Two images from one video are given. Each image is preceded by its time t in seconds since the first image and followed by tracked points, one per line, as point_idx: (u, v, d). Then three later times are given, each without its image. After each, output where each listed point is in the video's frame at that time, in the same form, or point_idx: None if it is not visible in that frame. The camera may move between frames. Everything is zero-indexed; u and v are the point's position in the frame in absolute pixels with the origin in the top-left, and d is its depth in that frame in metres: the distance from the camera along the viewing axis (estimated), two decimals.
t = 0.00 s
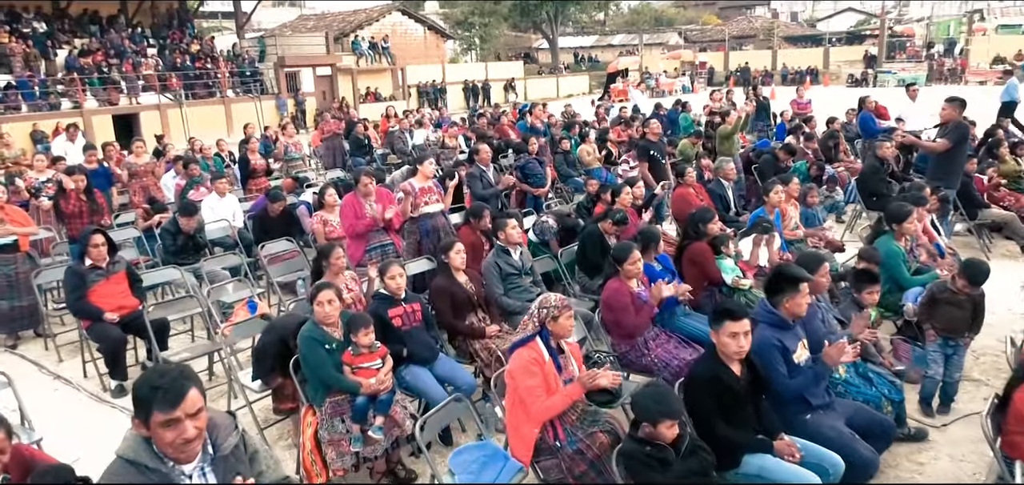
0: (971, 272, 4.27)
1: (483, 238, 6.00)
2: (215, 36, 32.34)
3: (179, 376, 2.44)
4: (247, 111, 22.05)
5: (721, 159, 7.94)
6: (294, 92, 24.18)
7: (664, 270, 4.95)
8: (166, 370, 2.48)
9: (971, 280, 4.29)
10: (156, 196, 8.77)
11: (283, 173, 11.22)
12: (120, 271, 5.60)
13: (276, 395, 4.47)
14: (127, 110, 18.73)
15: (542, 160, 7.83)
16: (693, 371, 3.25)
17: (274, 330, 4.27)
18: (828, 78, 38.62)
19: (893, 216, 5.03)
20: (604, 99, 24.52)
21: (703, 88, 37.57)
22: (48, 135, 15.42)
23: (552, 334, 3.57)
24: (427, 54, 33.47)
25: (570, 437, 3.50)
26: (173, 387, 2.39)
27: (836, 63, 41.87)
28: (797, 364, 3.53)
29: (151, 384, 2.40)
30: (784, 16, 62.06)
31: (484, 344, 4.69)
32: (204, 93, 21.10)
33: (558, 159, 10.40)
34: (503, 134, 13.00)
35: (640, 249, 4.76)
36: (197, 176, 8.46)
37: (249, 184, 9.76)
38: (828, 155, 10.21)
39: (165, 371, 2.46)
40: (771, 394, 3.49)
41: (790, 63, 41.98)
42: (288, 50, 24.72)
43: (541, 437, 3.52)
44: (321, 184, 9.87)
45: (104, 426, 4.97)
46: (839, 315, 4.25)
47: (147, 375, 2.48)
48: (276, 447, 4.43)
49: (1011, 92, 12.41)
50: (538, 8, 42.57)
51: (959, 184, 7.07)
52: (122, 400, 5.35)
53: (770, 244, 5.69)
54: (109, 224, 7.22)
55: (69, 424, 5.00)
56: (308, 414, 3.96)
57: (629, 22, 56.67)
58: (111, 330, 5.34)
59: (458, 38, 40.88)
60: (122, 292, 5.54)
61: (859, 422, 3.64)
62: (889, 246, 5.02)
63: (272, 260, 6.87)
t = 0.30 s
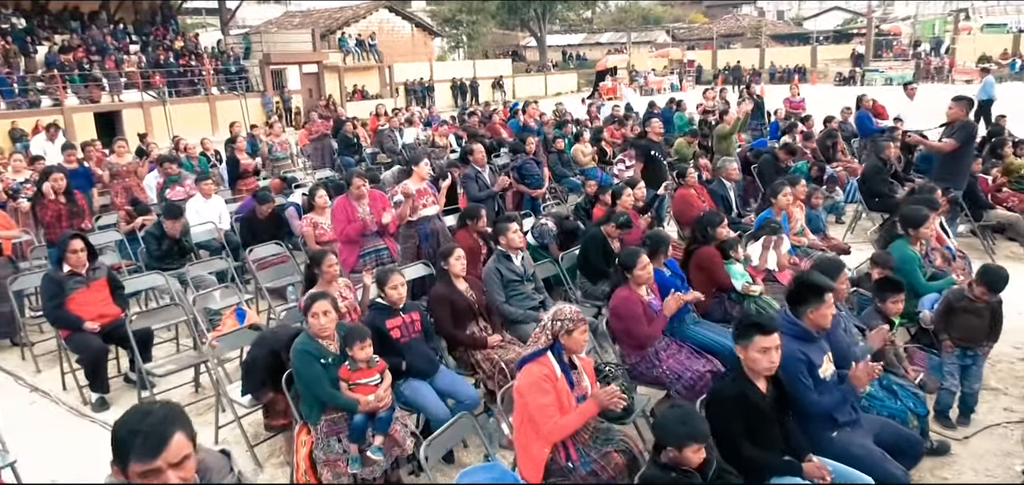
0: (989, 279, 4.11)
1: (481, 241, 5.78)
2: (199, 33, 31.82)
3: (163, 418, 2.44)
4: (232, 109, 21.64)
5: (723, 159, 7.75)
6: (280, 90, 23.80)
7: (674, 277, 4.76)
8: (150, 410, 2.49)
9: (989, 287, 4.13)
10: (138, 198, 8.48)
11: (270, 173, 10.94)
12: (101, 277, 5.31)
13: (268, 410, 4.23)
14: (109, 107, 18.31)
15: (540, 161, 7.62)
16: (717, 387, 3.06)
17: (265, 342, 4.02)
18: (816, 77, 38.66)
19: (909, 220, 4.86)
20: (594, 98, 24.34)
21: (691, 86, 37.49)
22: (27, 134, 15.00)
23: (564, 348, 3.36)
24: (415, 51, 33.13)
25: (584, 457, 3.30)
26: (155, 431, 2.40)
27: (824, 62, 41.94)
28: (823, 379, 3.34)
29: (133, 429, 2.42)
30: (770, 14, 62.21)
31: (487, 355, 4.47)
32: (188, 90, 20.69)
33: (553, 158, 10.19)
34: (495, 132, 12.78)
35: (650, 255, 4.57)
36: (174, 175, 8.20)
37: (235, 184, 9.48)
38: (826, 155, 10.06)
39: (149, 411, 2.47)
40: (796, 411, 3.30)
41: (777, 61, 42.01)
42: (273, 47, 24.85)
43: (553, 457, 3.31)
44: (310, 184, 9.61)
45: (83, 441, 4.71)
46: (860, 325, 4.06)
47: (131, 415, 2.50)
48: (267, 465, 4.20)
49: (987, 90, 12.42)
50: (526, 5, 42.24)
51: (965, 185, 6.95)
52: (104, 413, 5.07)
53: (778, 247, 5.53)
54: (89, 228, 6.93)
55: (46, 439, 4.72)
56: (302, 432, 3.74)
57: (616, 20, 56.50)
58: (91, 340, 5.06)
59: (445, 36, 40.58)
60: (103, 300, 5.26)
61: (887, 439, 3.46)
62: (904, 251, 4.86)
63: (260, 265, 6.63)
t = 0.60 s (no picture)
0: (1011, 287, 3.91)
1: (483, 245, 5.59)
2: (186, 30, 31.42)
3: (155, 469, 2.46)
4: (221, 107, 21.30)
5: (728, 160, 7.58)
6: (269, 88, 23.49)
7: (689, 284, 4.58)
8: (142, 460, 2.50)
9: (1012, 297, 3.93)
10: (127, 200, 8.22)
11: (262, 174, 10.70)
12: (87, 286, 5.05)
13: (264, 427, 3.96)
14: (95, 106, 17.97)
15: (541, 162, 7.43)
16: (751, 409, 2.87)
17: (261, 356, 3.80)
18: (807, 75, 38.66)
19: (931, 223, 4.71)
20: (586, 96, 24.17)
21: (682, 85, 37.40)
22: (11, 133, 14.66)
23: (585, 365, 3.19)
24: (405, 49, 32.86)
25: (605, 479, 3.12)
26: None
27: (814, 60, 41.97)
28: (855, 396, 3.16)
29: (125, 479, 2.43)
30: (761, 13, 62.23)
31: (494, 367, 4.27)
32: (176, 88, 20.36)
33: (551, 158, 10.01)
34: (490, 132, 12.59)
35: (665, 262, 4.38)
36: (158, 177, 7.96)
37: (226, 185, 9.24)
38: (828, 154, 9.92)
39: (141, 462, 2.49)
40: (827, 430, 3.08)
41: (768, 60, 41.99)
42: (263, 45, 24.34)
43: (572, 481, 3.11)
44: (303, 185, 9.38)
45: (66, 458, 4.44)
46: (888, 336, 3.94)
47: (122, 466, 2.51)
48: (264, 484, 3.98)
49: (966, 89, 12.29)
50: (517, 3, 42.02)
51: (977, 187, 6.80)
52: (89, 428, 4.80)
53: (792, 252, 5.34)
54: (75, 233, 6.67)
55: (26, 455, 4.46)
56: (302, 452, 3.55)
57: (606, 18, 56.38)
58: (76, 351, 4.79)
59: (436, 34, 40.32)
60: (89, 309, 5.00)
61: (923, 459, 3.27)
62: (925, 256, 4.70)
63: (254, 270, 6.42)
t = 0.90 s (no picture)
0: None
1: (484, 250, 5.39)
2: (172, 27, 30.99)
3: None
4: (208, 105, 20.95)
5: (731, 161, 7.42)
6: (256, 85, 23.14)
7: (703, 291, 4.41)
8: None
9: None
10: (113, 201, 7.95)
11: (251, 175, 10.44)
12: (70, 293, 4.80)
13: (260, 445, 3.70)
14: (78, 104, 17.59)
15: (542, 163, 7.23)
16: (789, 429, 2.72)
17: (256, 370, 3.57)
18: (796, 75, 38.65)
19: (952, 228, 4.59)
20: (578, 95, 24.01)
21: (672, 84, 37.32)
22: None
23: (606, 380, 3.02)
24: (394, 47, 32.57)
25: None
26: None
27: (804, 59, 41.99)
28: (892, 412, 2.99)
29: None
30: (749, 11, 62.30)
31: (502, 380, 4.07)
32: (161, 86, 20.00)
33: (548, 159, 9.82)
34: (484, 131, 12.39)
35: (681, 269, 4.20)
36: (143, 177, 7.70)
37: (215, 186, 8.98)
38: (829, 155, 9.78)
39: None
40: (864, 449, 2.89)
41: (757, 59, 42.01)
42: (250, 42, 23.52)
43: None
44: (294, 186, 9.14)
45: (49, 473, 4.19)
46: (916, 344, 3.78)
47: None
48: None
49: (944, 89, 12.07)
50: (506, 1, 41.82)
51: (988, 189, 6.68)
52: (74, 444, 4.55)
53: (805, 257, 5.21)
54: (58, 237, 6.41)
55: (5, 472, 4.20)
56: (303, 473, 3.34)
57: (595, 17, 56.27)
58: (59, 362, 4.55)
59: (425, 32, 40.10)
60: (73, 318, 4.75)
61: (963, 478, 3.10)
62: (946, 261, 4.57)
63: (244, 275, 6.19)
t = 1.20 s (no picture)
0: None
1: (487, 254, 5.24)
2: (157, 24, 30.52)
3: None
4: (194, 104, 20.61)
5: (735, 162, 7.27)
6: (243, 83, 22.79)
7: (719, 298, 4.24)
8: None
9: None
10: (99, 202, 7.70)
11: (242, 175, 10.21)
12: (55, 301, 4.57)
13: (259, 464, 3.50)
14: (61, 101, 17.22)
15: (543, 165, 7.06)
16: (829, 451, 2.56)
17: (255, 385, 3.36)
18: (785, 74, 38.66)
19: (974, 232, 4.45)
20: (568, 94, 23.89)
21: (661, 83, 37.23)
22: None
23: (631, 398, 2.85)
24: (383, 45, 32.29)
25: None
26: None
27: (792, 59, 42.03)
28: (933, 430, 2.85)
29: None
30: (738, 10, 62.25)
31: (512, 393, 3.88)
32: (146, 83, 19.64)
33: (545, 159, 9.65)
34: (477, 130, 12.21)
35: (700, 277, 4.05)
36: (131, 178, 7.50)
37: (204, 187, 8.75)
38: (829, 155, 9.68)
39: None
40: (907, 469, 2.75)
41: (746, 58, 42.02)
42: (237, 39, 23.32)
43: None
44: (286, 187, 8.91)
45: None
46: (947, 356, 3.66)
47: None
48: None
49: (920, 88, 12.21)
50: None
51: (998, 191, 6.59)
52: (59, 460, 4.32)
53: (819, 262, 5.08)
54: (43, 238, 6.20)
55: None
56: None
57: (584, 15, 56.11)
58: (43, 374, 4.32)
59: (413, 30, 39.83)
60: (58, 328, 4.52)
61: None
62: (967, 266, 4.42)
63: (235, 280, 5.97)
